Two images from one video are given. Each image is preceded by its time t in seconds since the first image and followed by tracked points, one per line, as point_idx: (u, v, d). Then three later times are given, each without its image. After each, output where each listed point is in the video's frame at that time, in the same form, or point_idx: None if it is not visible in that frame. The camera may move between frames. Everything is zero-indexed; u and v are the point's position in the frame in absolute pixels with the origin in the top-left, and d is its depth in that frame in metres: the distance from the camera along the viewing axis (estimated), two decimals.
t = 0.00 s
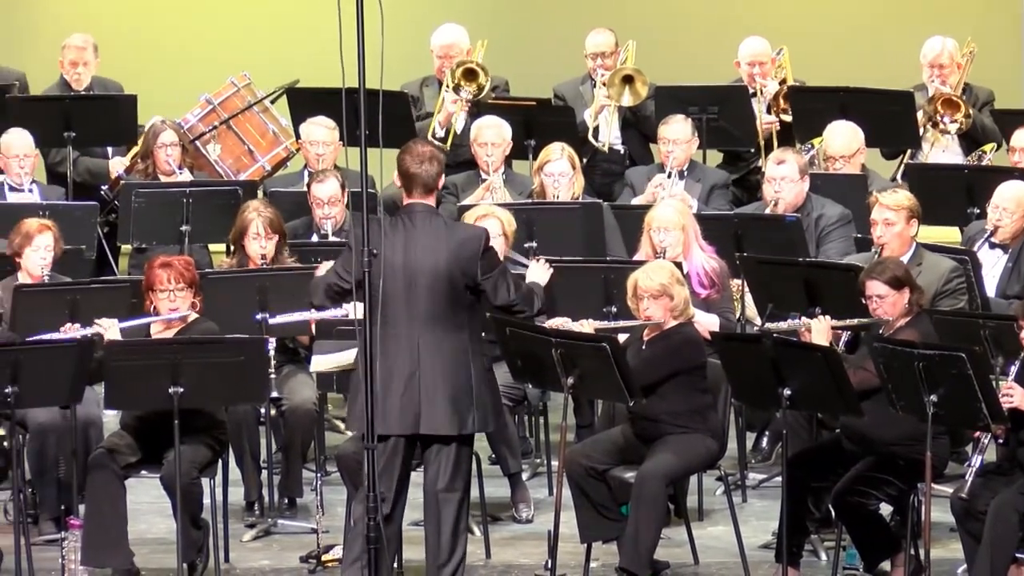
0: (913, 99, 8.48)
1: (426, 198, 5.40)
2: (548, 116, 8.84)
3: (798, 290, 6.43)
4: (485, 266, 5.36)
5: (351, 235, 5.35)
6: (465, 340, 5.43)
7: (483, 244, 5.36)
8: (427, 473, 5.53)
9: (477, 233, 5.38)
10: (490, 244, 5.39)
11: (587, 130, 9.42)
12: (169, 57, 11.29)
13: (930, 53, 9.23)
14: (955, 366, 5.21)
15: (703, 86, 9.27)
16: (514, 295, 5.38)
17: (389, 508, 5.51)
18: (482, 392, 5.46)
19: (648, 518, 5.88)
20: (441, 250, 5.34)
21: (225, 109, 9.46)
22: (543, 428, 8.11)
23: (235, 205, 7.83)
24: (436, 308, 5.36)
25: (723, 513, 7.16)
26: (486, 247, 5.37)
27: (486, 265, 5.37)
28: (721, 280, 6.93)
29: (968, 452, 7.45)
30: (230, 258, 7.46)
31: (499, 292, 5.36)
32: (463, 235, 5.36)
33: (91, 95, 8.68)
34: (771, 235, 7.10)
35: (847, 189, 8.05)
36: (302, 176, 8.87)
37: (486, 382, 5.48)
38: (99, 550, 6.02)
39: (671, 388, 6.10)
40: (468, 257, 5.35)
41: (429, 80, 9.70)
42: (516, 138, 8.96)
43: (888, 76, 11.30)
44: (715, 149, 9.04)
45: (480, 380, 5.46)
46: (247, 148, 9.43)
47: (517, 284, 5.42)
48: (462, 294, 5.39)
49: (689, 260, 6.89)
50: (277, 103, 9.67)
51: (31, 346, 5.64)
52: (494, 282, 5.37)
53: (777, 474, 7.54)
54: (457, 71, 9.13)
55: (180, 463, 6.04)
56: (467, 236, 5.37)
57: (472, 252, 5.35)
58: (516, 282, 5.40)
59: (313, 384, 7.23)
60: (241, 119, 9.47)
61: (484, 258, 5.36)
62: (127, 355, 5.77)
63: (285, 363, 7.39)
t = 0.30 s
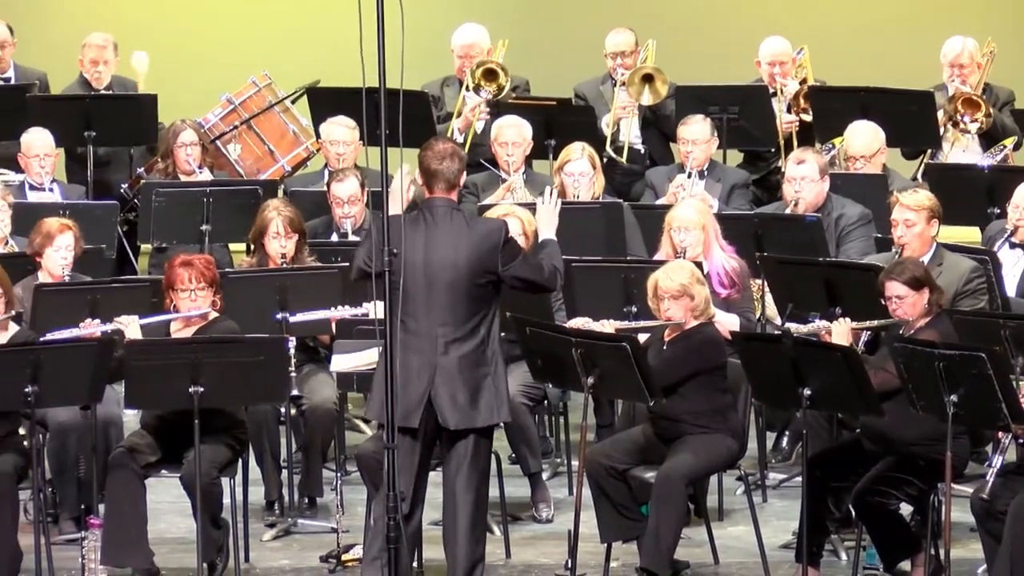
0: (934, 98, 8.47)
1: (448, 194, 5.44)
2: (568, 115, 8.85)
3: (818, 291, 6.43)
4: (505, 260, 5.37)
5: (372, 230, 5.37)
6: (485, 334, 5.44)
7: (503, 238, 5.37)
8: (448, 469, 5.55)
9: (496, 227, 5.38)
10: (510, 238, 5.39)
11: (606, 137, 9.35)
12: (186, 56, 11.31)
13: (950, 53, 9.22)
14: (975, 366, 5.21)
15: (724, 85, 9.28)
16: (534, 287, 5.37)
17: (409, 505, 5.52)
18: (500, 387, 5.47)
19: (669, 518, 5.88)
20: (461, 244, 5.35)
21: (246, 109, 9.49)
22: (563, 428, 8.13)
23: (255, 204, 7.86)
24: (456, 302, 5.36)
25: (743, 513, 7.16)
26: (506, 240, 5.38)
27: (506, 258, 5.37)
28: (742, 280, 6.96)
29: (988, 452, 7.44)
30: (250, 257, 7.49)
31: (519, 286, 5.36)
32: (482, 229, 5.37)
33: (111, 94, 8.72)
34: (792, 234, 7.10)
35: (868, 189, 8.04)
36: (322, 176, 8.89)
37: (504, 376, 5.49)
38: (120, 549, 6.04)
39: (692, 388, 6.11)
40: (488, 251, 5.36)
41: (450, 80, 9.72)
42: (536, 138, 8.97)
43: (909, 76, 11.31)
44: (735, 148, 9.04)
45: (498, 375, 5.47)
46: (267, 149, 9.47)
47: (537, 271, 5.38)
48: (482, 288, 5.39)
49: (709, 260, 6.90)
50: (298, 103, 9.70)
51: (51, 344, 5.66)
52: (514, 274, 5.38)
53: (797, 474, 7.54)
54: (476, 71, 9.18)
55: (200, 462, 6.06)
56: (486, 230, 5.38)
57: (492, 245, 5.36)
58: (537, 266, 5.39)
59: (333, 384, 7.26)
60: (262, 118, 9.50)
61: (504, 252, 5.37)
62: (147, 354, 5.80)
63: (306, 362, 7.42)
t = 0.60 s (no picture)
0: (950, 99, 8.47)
1: (467, 197, 5.44)
2: (585, 115, 8.86)
3: (835, 291, 6.43)
4: (523, 264, 5.38)
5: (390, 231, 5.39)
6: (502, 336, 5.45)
7: (521, 241, 5.38)
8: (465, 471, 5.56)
9: (515, 229, 5.39)
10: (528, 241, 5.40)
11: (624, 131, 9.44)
12: (206, 56, 11.35)
13: (966, 53, 9.23)
14: (991, 366, 5.22)
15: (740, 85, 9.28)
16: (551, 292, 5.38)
17: (426, 506, 5.54)
18: (516, 390, 5.47)
19: (685, 517, 5.90)
20: (479, 247, 5.36)
21: (262, 109, 9.52)
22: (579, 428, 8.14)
23: (272, 203, 7.89)
24: (473, 305, 5.38)
25: (758, 513, 7.17)
26: (524, 244, 5.39)
27: (524, 262, 5.38)
28: (758, 280, 6.95)
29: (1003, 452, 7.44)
30: (267, 256, 7.51)
31: (536, 289, 5.38)
32: (501, 232, 5.38)
33: (128, 94, 8.75)
34: (808, 234, 7.10)
35: (883, 189, 8.04)
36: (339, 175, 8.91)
37: (519, 379, 5.49)
38: (136, 549, 6.08)
39: (709, 388, 6.11)
40: (506, 254, 5.37)
41: (466, 80, 9.74)
42: (552, 137, 8.98)
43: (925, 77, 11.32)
44: (751, 148, 9.04)
45: (513, 378, 5.48)
46: (283, 148, 9.50)
47: (554, 281, 5.43)
48: (499, 291, 5.41)
49: (726, 259, 6.89)
50: (314, 102, 9.72)
51: (67, 343, 5.69)
52: (531, 278, 5.39)
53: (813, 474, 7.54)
54: (493, 70, 9.13)
55: (216, 462, 6.09)
56: (504, 233, 5.39)
57: (509, 249, 5.37)
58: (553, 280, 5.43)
59: (350, 383, 7.29)
60: (278, 118, 9.53)
61: (522, 255, 5.38)
62: (163, 353, 5.83)
63: (322, 361, 7.45)
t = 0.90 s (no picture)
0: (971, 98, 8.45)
1: (490, 197, 5.45)
2: (605, 115, 8.87)
3: (855, 291, 6.43)
4: (545, 263, 5.40)
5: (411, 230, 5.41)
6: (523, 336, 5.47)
7: (544, 241, 5.39)
8: (486, 471, 5.57)
9: (538, 229, 5.41)
10: (551, 241, 5.42)
11: (645, 128, 9.40)
12: (226, 56, 11.39)
13: (986, 52, 9.22)
14: (1012, 367, 5.22)
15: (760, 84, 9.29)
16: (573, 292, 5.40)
17: (446, 506, 5.55)
18: (537, 390, 5.48)
19: (705, 516, 5.91)
20: (501, 247, 5.38)
21: (282, 109, 9.56)
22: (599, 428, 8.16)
23: (292, 202, 7.93)
24: (494, 304, 5.40)
25: (779, 512, 7.17)
26: (547, 243, 5.40)
27: (547, 262, 5.40)
28: (778, 280, 6.97)
29: None
30: (287, 255, 7.54)
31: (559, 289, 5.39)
32: (523, 232, 5.40)
33: (147, 94, 8.79)
34: (828, 234, 7.10)
35: (904, 188, 8.03)
36: (360, 175, 8.94)
37: (541, 379, 5.50)
38: (157, 548, 6.11)
39: (730, 388, 6.12)
40: (529, 254, 5.39)
41: (486, 79, 9.75)
42: (572, 137, 8.99)
43: (946, 76, 11.31)
44: (771, 147, 9.04)
45: (534, 378, 5.49)
46: (303, 148, 9.52)
47: (574, 283, 5.49)
48: (521, 291, 5.42)
49: (746, 259, 6.92)
50: (334, 102, 9.75)
51: (87, 342, 5.73)
52: (554, 278, 5.43)
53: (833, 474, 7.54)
54: (514, 72, 9.22)
55: (237, 461, 6.12)
56: (527, 233, 5.41)
57: (532, 248, 5.39)
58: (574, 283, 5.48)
59: (370, 383, 7.32)
60: (298, 118, 9.56)
61: (544, 254, 5.40)
62: (184, 352, 5.85)
63: (342, 361, 7.48)
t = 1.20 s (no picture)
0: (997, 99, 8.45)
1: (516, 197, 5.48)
2: (631, 115, 8.89)
3: (881, 291, 6.44)
4: (573, 262, 5.44)
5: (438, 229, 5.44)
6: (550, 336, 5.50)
7: (571, 240, 5.43)
8: (513, 471, 5.60)
9: (565, 228, 5.45)
10: (577, 240, 5.46)
11: (670, 127, 9.42)
12: (252, 56, 11.45)
13: (1013, 53, 9.21)
14: None
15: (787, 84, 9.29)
16: (599, 291, 5.42)
17: (473, 505, 5.58)
18: (563, 389, 5.51)
19: (731, 516, 5.92)
20: (528, 247, 5.41)
21: (309, 108, 9.61)
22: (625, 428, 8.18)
23: (318, 202, 7.98)
24: (522, 303, 5.42)
25: (805, 512, 7.18)
26: (573, 242, 5.45)
27: (573, 261, 5.44)
28: (804, 280, 6.98)
29: None
30: (313, 254, 7.58)
31: (585, 288, 5.42)
32: (551, 231, 5.44)
33: (173, 94, 8.85)
34: (855, 234, 7.11)
35: (930, 189, 8.03)
36: (386, 175, 8.97)
37: (568, 378, 5.53)
38: (183, 548, 6.16)
39: (757, 388, 6.13)
40: (556, 253, 5.42)
41: (513, 79, 9.79)
42: (599, 136, 9.01)
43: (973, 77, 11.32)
44: (797, 147, 9.04)
45: (561, 378, 5.52)
46: (331, 148, 9.58)
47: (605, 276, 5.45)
48: (548, 290, 5.46)
49: (772, 259, 6.92)
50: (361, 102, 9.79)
51: (114, 342, 5.77)
52: (581, 276, 5.44)
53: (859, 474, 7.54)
54: (540, 73, 9.23)
55: (263, 461, 6.15)
56: (554, 233, 5.44)
57: (559, 247, 5.42)
58: (604, 274, 5.44)
59: (396, 382, 7.36)
60: (325, 118, 9.61)
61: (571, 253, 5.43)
62: (209, 353, 5.88)
63: (369, 360, 7.52)
